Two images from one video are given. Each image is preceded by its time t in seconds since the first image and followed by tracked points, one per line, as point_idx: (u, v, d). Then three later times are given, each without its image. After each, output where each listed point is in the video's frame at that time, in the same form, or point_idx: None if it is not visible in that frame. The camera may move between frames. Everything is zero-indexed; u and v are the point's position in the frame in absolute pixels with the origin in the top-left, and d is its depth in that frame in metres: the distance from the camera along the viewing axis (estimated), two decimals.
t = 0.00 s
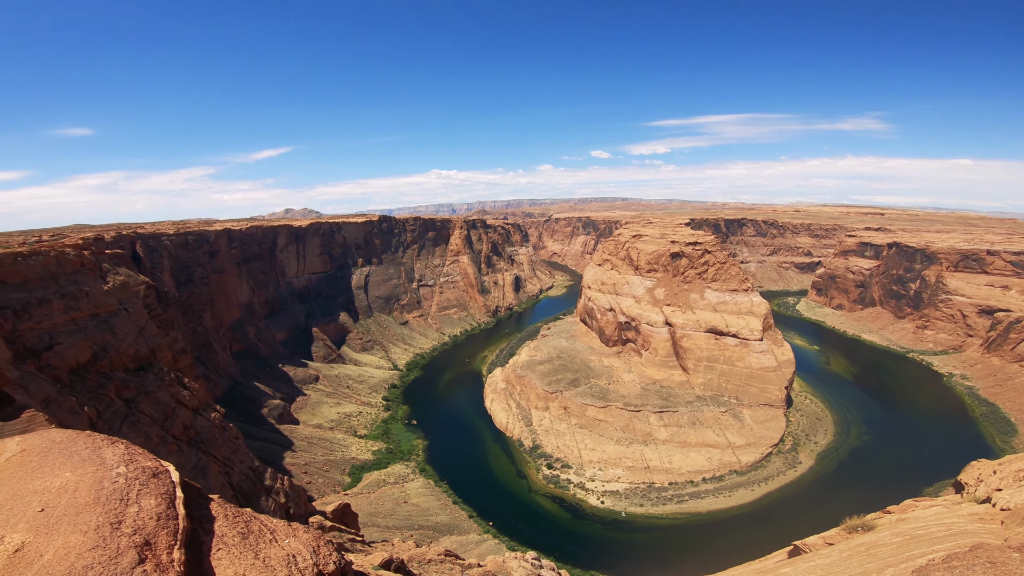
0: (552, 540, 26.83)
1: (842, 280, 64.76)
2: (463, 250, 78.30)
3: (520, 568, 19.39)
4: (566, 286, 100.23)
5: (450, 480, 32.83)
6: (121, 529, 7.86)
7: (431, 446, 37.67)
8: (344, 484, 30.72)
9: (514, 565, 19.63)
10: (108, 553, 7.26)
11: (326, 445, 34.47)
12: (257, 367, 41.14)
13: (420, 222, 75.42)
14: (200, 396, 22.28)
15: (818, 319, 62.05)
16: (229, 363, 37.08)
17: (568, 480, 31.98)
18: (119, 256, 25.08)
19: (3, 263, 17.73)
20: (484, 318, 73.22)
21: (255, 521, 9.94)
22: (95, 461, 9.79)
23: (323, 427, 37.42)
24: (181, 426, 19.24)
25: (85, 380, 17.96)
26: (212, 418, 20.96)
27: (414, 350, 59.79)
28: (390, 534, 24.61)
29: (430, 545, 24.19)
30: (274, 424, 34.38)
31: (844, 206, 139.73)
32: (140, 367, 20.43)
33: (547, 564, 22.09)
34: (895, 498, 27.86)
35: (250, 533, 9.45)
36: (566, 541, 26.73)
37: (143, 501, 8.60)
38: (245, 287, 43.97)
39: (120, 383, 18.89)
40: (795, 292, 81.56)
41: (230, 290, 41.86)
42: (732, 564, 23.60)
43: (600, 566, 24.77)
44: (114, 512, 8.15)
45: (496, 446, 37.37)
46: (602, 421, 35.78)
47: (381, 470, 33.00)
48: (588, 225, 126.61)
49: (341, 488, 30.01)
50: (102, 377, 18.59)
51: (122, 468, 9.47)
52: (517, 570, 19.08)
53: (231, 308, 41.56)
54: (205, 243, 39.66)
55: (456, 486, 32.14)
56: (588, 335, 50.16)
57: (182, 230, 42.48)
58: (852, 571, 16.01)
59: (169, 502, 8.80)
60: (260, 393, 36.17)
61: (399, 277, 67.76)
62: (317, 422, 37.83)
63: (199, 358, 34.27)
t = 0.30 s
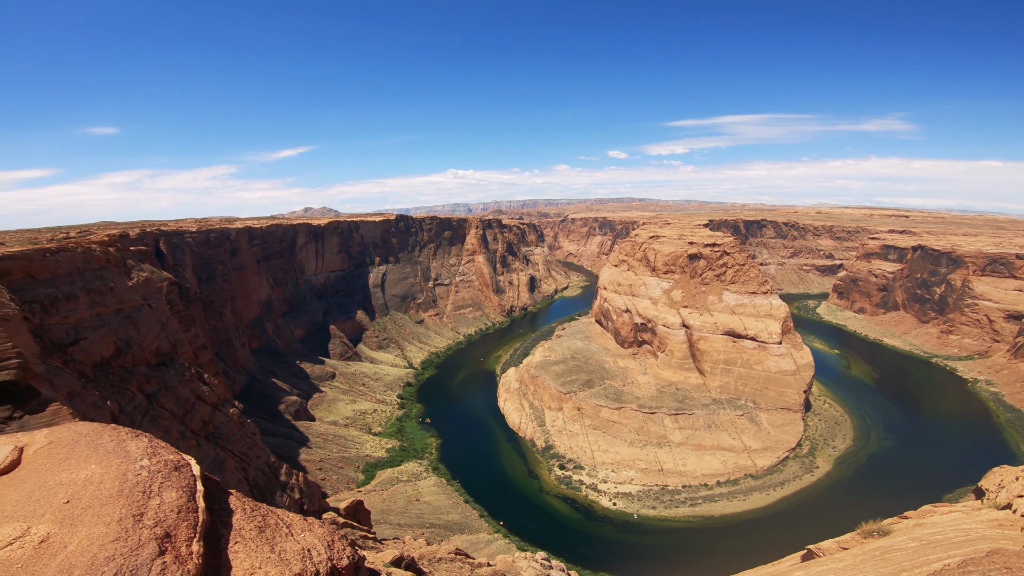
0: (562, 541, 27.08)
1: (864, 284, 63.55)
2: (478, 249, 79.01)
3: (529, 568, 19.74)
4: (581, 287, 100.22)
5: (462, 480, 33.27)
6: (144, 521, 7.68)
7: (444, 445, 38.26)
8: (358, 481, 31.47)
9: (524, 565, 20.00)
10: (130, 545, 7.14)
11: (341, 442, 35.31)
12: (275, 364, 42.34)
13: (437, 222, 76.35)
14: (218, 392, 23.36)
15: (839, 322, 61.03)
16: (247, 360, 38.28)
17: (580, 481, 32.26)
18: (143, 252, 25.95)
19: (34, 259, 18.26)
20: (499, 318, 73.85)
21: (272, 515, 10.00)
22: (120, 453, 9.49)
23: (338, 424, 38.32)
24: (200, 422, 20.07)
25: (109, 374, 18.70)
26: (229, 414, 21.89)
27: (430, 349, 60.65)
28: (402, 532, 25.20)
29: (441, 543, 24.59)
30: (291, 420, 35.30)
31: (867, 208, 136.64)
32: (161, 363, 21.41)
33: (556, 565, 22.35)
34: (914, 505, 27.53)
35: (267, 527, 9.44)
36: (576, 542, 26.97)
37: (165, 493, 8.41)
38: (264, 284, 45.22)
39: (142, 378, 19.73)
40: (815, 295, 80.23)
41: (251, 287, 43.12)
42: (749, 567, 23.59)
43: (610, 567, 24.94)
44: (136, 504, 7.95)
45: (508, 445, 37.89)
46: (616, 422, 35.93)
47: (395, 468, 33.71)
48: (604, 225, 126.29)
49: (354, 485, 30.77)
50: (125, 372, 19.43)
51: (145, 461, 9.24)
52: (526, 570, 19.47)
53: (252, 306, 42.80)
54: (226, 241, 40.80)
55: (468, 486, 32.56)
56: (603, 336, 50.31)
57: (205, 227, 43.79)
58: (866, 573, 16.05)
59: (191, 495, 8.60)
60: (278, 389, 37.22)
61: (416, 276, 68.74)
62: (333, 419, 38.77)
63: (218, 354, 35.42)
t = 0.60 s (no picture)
0: (570, 541, 27.39)
1: (883, 286, 62.52)
2: (491, 249, 79.47)
3: (537, 568, 20.01)
4: (594, 287, 100.08)
5: (472, 479, 33.72)
6: (161, 514, 7.78)
7: (454, 444, 38.75)
8: (369, 478, 32.11)
9: (532, 565, 20.31)
10: (148, 537, 7.23)
11: (353, 440, 36.00)
12: (289, 361, 43.28)
13: (450, 221, 76.98)
14: (234, 388, 24.07)
15: (856, 325, 60.15)
16: (262, 357, 39.18)
17: (590, 482, 32.49)
18: (163, 250, 26.75)
19: (57, 255, 19.24)
20: (510, 318, 74.27)
21: (284, 510, 10.17)
22: (140, 447, 9.51)
23: (351, 422, 39.04)
24: (215, 418, 20.71)
25: (127, 370, 19.51)
26: (244, 410, 22.54)
27: (442, 348, 61.29)
28: (411, 530, 25.68)
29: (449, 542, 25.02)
30: (304, 417, 36.07)
31: (888, 209, 133.92)
32: (178, 359, 22.20)
33: (564, 565, 22.57)
34: (929, 510, 27.29)
35: (280, 522, 9.62)
36: (584, 542, 27.23)
37: (182, 487, 8.50)
38: (279, 282, 46.21)
39: (159, 373, 20.51)
40: (832, 298, 79.05)
41: (268, 285, 44.12)
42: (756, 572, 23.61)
43: (617, 568, 25.15)
44: (154, 498, 8.05)
45: (519, 445, 38.28)
46: (627, 424, 36.05)
47: (405, 466, 34.28)
48: (617, 225, 125.79)
49: (365, 482, 31.41)
50: (143, 367, 20.19)
51: (164, 455, 9.26)
52: (534, 570, 19.78)
53: (268, 303, 43.75)
54: (243, 239, 41.75)
55: (477, 485, 32.97)
56: (616, 337, 50.39)
57: (222, 226, 44.88)
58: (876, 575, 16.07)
59: (207, 489, 8.71)
60: (292, 386, 38.07)
61: (429, 275, 69.44)
62: (345, 416, 39.51)
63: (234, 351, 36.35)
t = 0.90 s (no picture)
0: (578, 541, 27.65)
1: (897, 287, 61.76)
2: (500, 249, 79.87)
3: (543, 568, 20.30)
4: (604, 288, 100.07)
5: (481, 478, 34.08)
6: (176, 509, 7.65)
7: (463, 443, 39.16)
8: (378, 476, 32.64)
9: (539, 565, 20.59)
10: (162, 532, 7.12)
11: (363, 438, 36.57)
12: (301, 360, 44.03)
13: (461, 221, 77.54)
14: (246, 386, 24.68)
15: (870, 327, 59.52)
16: (274, 355, 39.88)
17: (599, 482, 32.70)
18: (176, 249, 27.49)
19: (73, 255, 20.02)
20: (520, 317, 74.66)
21: (296, 507, 10.30)
22: (155, 444, 9.31)
23: (361, 421, 39.63)
24: (227, 416, 21.26)
25: (142, 368, 20.14)
26: (255, 408, 23.13)
27: (452, 347, 61.83)
28: (419, 528, 26.11)
29: (457, 541, 25.39)
30: (316, 416, 36.69)
31: (903, 208, 131.96)
32: (191, 357, 22.88)
33: (570, 565, 22.82)
34: (941, 514, 27.09)
35: (291, 518, 9.72)
36: (591, 543, 27.46)
37: (196, 483, 8.35)
38: (291, 281, 47.01)
39: (173, 372, 21.08)
40: (846, 299, 78.27)
41: (280, 284, 44.95)
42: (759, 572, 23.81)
43: (624, 569, 25.35)
44: (169, 493, 7.91)
45: (527, 445, 38.53)
46: (637, 424, 36.16)
47: (414, 465, 34.76)
48: (628, 225, 125.53)
49: (374, 481, 31.95)
50: (157, 366, 20.80)
51: (178, 451, 9.10)
52: (540, 570, 20.09)
53: (281, 302, 44.54)
54: (256, 238, 42.54)
55: (486, 485, 33.33)
56: (626, 337, 50.45)
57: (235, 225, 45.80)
58: None
59: (220, 485, 8.57)
60: (303, 385, 38.74)
61: (439, 274, 70.05)
62: (356, 415, 40.13)
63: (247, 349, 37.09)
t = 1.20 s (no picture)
0: (583, 541, 27.83)
1: (908, 287, 61.19)
2: (507, 249, 80.12)
3: (549, 569, 20.47)
4: (611, 288, 100.03)
5: (488, 479, 34.33)
6: (187, 506, 7.83)
7: (470, 443, 39.43)
8: (385, 476, 33.00)
9: (544, 565, 20.76)
10: (173, 530, 7.31)
11: (370, 438, 36.95)
12: (310, 360, 44.56)
13: (468, 221, 77.89)
14: (254, 386, 25.09)
15: (880, 327, 59.06)
16: (283, 355, 40.40)
17: (605, 482, 32.81)
18: (186, 250, 27.99)
19: (85, 255, 20.48)
20: (527, 318, 74.88)
21: (304, 505, 10.54)
22: (167, 442, 9.52)
23: (369, 421, 40.04)
24: (236, 416, 21.60)
25: (152, 367, 20.53)
26: (264, 408, 23.49)
27: (459, 347, 62.18)
28: (426, 528, 26.37)
29: (463, 541, 25.61)
30: (324, 416, 37.11)
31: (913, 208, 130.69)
32: (200, 356, 23.35)
33: (576, 565, 22.98)
34: (950, 515, 26.98)
35: (300, 516, 9.93)
36: (596, 543, 27.60)
37: (207, 481, 8.52)
38: (300, 281, 47.56)
39: (183, 371, 21.49)
40: (856, 299, 77.68)
41: (289, 284, 45.53)
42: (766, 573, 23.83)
43: (629, 569, 25.52)
44: (180, 491, 8.08)
45: (534, 446, 38.69)
46: (644, 425, 36.23)
47: (421, 465, 35.09)
48: (635, 225, 125.27)
49: (381, 480, 32.30)
50: (167, 365, 21.22)
51: (189, 449, 9.30)
52: (546, 571, 20.28)
53: (289, 302, 45.10)
54: (265, 239, 43.10)
55: (492, 485, 33.56)
56: (633, 337, 50.46)
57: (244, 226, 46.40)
58: None
59: (230, 482, 8.74)
60: (311, 385, 39.18)
61: (446, 275, 70.47)
62: (363, 415, 40.55)
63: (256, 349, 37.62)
